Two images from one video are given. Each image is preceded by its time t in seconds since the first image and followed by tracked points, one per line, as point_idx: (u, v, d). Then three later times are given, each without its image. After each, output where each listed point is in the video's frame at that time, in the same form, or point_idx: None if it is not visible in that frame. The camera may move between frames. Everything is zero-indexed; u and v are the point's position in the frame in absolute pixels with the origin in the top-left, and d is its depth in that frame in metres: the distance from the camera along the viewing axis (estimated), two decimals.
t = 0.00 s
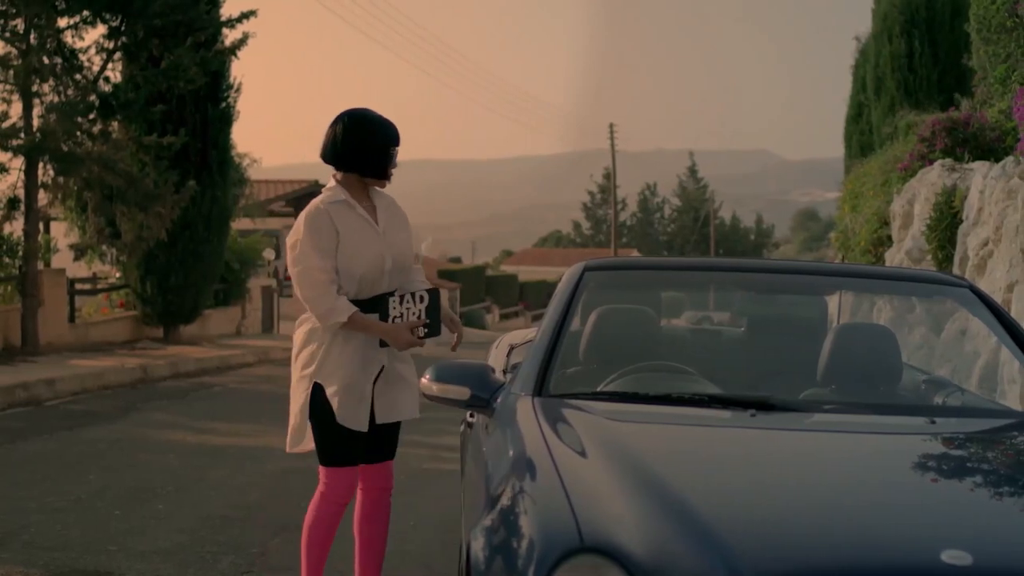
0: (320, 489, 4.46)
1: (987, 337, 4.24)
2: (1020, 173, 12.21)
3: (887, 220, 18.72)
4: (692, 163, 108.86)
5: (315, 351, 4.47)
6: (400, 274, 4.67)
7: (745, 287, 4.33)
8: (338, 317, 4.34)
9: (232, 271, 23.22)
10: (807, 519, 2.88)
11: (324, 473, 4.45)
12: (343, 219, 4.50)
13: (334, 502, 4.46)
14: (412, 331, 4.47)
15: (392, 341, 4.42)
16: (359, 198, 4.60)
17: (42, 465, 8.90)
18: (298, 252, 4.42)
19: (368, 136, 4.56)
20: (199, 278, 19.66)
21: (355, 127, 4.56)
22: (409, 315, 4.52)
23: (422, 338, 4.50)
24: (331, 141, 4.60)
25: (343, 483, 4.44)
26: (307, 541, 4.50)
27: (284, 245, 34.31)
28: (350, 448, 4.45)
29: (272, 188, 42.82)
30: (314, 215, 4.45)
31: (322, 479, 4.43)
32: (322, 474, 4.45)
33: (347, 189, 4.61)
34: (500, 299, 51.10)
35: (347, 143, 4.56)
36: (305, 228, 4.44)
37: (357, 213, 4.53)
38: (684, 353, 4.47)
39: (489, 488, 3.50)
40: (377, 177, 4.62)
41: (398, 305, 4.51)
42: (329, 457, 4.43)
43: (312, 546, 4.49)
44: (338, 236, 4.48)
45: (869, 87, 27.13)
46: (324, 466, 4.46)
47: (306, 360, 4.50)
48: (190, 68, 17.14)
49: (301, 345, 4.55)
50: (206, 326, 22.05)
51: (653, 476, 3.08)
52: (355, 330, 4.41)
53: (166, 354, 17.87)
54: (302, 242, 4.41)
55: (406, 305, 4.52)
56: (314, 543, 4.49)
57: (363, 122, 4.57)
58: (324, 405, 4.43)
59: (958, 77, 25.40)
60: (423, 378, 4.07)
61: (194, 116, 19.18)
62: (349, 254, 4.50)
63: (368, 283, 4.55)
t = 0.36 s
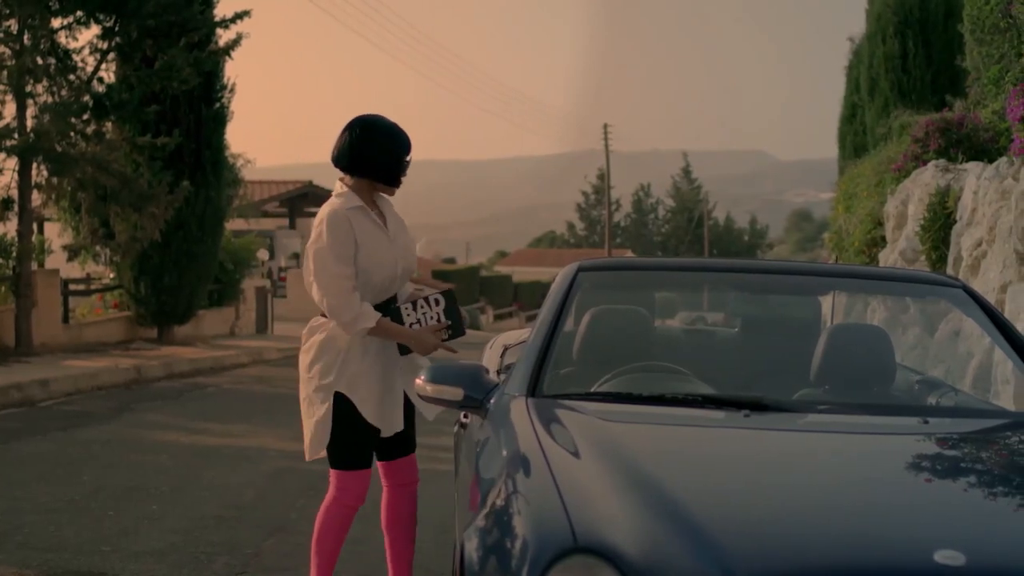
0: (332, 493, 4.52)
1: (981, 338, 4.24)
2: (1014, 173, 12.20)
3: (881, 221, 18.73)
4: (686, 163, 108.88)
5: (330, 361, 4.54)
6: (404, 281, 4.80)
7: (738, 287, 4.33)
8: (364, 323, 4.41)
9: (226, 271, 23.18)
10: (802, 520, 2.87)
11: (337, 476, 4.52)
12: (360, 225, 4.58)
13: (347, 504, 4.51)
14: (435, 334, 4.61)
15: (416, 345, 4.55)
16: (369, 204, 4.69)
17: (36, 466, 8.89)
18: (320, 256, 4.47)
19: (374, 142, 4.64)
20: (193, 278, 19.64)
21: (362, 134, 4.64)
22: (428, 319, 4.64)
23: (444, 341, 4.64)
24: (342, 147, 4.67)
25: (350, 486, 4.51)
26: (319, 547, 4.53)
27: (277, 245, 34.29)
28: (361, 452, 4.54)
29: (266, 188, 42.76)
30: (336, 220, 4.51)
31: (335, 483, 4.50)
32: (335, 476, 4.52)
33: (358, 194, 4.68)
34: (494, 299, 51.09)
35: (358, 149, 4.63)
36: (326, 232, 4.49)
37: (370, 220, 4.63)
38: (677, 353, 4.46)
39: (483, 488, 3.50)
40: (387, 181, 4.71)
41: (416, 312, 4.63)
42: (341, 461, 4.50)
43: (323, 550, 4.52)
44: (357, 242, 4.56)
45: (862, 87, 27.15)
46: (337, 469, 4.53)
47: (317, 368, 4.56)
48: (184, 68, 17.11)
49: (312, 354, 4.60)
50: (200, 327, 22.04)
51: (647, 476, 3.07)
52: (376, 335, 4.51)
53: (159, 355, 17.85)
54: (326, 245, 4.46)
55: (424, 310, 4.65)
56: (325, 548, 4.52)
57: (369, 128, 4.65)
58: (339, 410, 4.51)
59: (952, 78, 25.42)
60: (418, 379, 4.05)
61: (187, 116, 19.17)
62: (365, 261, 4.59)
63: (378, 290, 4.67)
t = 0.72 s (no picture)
0: (343, 491, 4.59)
1: (976, 337, 4.24)
2: (1010, 173, 12.23)
3: (877, 221, 18.76)
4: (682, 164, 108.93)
5: (355, 356, 4.57)
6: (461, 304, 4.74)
7: (732, 287, 4.33)
8: (397, 329, 4.40)
9: (222, 271, 23.17)
10: (797, 520, 2.87)
11: (349, 475, 4.59)
12: (414, 236, 4.57)
13: (357, 503, 4.59)
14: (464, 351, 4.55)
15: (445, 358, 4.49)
16: (434, 220, 4.67)
17: (32, 466, 8.88)
18: (367, 261, 4.50)
19: (439, 154, 4.62)
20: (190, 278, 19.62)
21: (428, 147, 4.63)
22: (461, 338, 4.58)
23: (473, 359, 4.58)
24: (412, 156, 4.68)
25: (362, 487, 4.58)
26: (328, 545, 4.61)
27: (274, 246, 34.26)
28: (375, 452, 4.58)
29: (262, 188, 42.72)
30: (387, 229, 4.52)
31: (347, 481, 4.58)
32: (347, 475, 4.59)
33: (423, 207, 4.67)
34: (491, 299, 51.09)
35: (421, 163, 4.63)
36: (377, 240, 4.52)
37: (427, 235, 4.60)
38: (671, 354, 4.46)
39: (477, 487, 3.50)
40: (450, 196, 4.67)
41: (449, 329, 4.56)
42: (355, 460, 4.57)
43: (328, 549, 4.59)
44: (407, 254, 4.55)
45: (858, 88, 27.17)
46: (350, 468, 4.60)
47: (344, 361, 4.59)
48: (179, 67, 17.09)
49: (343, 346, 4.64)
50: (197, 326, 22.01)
51: (643, 476, 3.07)
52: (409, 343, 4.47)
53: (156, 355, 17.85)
54: (375, 254, 4.49)
55: (457, 331, 4.59)
56: (334, 545, 4.60)
57: (434, 141, 4.63)
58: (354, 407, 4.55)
59: (948, 78, 25.44)
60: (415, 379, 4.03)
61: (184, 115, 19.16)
62: (413, 274, 4.57)
63: (424, 302, 4.63)
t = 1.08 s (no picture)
0: (343, 483, 4.73)
1: (975, 337, 4.25)
2: (1009, 173, 12.22)
3: (876, 221, 18.75)
4: (681, 164, 108.93)
5: (376, 339, 4.76)
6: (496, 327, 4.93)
7: (732, 288, 4.34)
8: (410, 316, 4.63)
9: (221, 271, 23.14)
10: (796, 520, 2.87)
11: (349, 466, 4.73)
12: (475, 250, 4.77)
13: (356, 494, 4.72)
14: (470, 355, 4.73)
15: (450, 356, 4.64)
16: (502, 242, 4.86)
17: (31, 466, 8.88)
18: (424, 251, 4.74)
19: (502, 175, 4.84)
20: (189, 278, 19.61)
21: (495, 169, 4.86)
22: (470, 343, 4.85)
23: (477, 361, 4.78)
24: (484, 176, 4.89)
25: (363, 478, 4.72)
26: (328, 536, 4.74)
27: (273, 246, 34.23)
28: (376, 441, 4.73)
29: (262, 189, 42.69)
30: (445, 232, 4.76)
31: (347, 471, 4.72)
32: (347, 467, 4.73)
33: (499, 228, 4.86)
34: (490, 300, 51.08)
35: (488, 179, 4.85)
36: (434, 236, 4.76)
37: (489, 255, 4.79)
38: (672, 354, 4.46)
39: (477, 487, 3.51)
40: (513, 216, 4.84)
41: (462, 332, 4.86)
42: (356, 445, 4.73)
43: (331, 539, 4.72)
44: (458, 260, 4.77)
45: (857, 87, 27.15)
46: (352, 458, 4.75)
47: (363, 346, 4.77)
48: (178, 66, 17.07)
49: (365, 331, 4.81)
50: (196, 326, 22.01)
51: (642, 476, 3.07)
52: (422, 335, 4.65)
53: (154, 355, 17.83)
54: (427, 247, 4.72)
55: (470, 336, 4.86)
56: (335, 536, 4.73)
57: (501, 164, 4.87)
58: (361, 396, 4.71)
59: (947, 78, 25.42)
60: (415, 379, 4.04)
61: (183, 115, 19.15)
62: (461, 284, 4.77)
63: (465, 313, 4.83)
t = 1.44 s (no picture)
0: (344, 482, 4.74)
1: (975, 337, 4.25)
2: (1008, 173, 12.22)
3: (875, 221, 18.75)
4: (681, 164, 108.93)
5: (383, 339, 4.77)
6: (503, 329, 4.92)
7: (732, 288, 4.34)
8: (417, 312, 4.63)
9: (220, 271, 23.15)
10: (796, 520, 2.87)
11: (351, 466, 4.74)
12: (488, 252, 4.79)
13: (356, 493, 4.73)
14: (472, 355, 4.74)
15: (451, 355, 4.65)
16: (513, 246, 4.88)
17: (31, 466, 8.88)
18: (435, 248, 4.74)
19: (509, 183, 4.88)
20: (188, 278, 19.61)
21: (503, 175, 4.90)
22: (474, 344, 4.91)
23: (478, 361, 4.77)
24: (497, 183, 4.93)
25: (363, 478, 4.72)
26: (329, 537, 4.75)
27: (273, 246, 34.21)
28: (378, 443, 4.74)
29: (262, 189, 42.69)
30: (458, 232, 4.76)
31: (348, 472, 4.72)
32: (348, 466, 4.74)
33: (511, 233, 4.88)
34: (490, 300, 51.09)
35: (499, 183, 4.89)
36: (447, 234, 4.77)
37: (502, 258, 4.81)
38: (671, 353, 4.46)
39: (476, 487, 3.50)
40: (524, 219, 4.87)
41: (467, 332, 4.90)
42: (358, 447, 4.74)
43: (333, 539, 4.74)
44: (469, 261, 4.78)
45: (857, 87, 27.14)
46: (353, 458, 4.75)
47: (368, 346, 4.76)
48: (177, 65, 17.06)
49: (372, 332, 4.82)
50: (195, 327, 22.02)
51: (642, 476, 3.08)
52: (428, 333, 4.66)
53: (154, 355, 17.84)
54: (440, 245, 4.73)
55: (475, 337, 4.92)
56: (336, 536, 4.74)
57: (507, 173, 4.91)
58: (366, 396, 4.70)
59: (947, 79, 25.40)
60: (415, 380, 4.04)
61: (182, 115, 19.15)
62: (473, 285, 4.78)
63: (475, 316, 4.83)
